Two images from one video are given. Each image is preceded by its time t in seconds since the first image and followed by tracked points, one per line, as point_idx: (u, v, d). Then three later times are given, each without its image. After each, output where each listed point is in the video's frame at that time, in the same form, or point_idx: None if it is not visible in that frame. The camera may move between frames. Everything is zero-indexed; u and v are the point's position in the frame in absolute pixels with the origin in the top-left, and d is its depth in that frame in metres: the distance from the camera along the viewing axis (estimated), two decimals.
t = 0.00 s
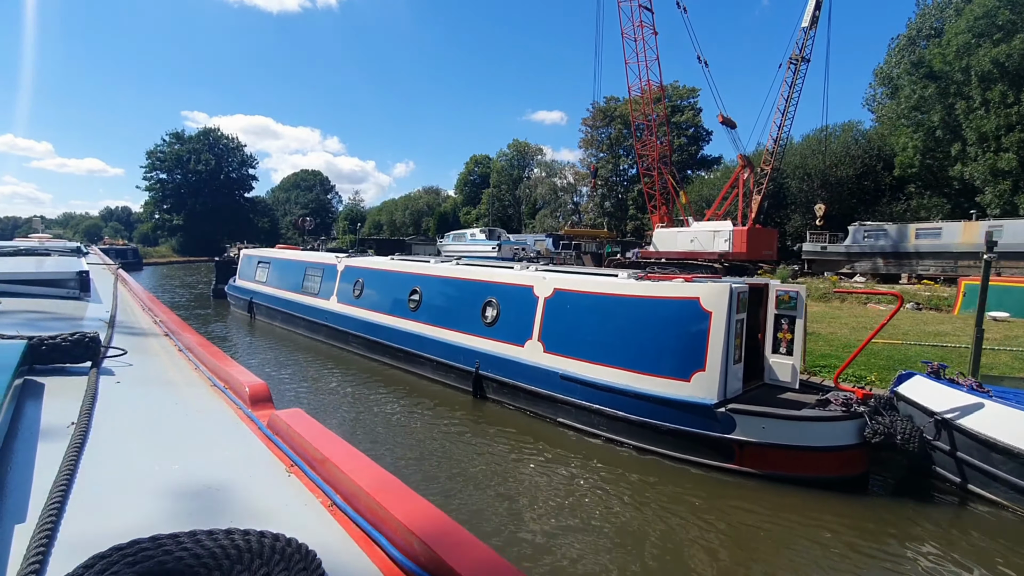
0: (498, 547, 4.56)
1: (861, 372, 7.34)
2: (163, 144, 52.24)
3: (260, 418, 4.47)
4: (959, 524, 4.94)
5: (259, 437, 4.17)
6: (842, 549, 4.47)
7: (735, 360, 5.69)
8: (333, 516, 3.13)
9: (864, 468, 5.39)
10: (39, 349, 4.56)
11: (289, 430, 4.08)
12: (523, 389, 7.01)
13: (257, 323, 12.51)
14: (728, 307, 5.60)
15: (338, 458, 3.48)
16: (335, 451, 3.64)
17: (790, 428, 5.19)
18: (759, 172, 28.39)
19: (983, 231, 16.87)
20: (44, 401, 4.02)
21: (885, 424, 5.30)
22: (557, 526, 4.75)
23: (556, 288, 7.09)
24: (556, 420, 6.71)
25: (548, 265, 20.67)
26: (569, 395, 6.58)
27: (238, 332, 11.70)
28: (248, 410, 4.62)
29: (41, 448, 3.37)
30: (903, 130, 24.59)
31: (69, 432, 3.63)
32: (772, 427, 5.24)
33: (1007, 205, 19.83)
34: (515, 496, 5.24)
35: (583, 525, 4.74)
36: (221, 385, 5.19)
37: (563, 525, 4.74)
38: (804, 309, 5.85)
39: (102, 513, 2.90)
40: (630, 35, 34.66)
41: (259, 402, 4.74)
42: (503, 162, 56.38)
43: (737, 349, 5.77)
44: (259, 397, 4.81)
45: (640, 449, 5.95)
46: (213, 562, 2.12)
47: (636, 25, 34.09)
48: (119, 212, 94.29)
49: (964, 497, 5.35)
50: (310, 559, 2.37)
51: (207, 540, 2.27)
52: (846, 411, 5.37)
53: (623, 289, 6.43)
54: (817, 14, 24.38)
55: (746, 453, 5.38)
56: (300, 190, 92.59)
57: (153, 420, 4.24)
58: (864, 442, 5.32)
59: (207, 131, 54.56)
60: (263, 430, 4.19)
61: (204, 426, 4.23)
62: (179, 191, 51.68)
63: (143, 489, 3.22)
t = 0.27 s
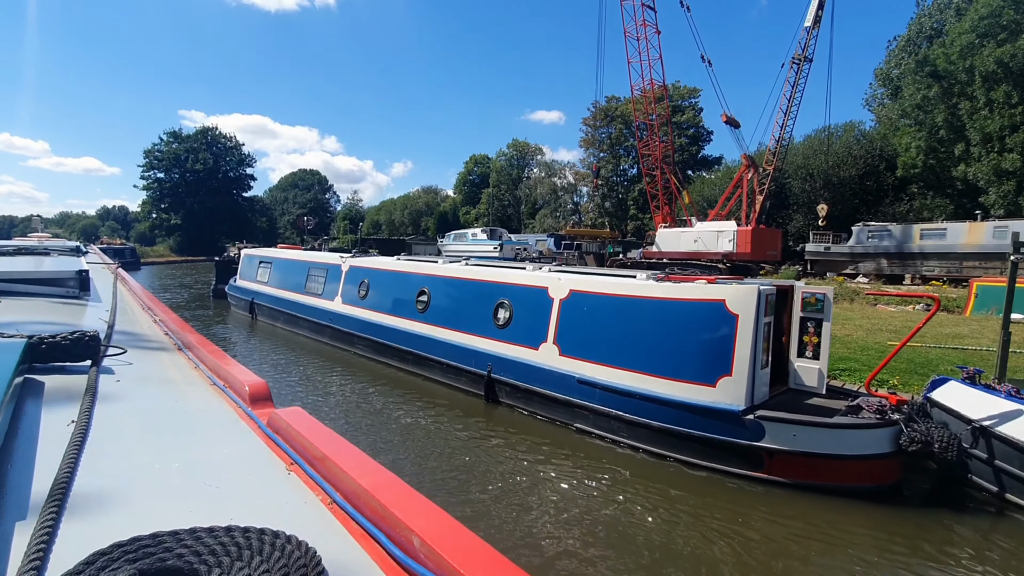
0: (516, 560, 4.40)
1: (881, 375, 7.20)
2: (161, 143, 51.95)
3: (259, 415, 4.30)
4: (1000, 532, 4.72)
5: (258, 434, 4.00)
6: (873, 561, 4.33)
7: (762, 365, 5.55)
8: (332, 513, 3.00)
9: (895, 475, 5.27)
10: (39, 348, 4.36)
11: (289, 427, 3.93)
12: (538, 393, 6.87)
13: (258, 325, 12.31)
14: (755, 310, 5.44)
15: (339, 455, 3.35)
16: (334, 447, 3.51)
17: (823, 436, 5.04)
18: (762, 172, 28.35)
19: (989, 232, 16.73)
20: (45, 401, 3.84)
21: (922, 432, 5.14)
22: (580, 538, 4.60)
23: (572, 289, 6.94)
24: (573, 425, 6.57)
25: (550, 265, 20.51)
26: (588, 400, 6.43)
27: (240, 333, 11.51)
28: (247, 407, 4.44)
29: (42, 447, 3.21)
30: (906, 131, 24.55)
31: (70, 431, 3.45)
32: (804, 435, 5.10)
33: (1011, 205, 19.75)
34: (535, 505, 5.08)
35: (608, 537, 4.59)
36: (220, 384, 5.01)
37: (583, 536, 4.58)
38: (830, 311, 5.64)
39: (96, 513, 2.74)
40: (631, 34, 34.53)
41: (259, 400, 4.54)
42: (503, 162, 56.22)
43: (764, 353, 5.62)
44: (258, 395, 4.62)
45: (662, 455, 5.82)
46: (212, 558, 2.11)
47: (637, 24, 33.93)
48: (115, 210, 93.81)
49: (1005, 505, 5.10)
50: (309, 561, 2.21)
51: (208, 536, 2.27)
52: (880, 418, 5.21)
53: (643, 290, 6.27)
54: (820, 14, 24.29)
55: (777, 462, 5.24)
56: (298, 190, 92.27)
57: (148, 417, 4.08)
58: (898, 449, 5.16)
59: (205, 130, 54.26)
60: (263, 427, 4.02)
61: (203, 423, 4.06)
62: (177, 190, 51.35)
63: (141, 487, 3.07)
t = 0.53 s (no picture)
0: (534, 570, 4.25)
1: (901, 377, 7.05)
2: (158, 142, 51.71)
3: (257, 413, 4.17)
4: None
5: (256, 432, 3.86)
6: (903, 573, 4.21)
7: (793, 370, 5.38)
8: (331, 514, 2.88)
9: (933, 488, 5.09)
10: (38, 348, 4.22)
11: (287, 427, 3.79)
12: (553, 398, 6.73)
13: (260, 326, 12.15)
14: (785, 313, 5.27)
15: (341, 454, 3.23)
16: (334, 445, 3.40)
17: (859, 444, 4.86)
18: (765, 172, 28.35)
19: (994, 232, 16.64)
20: (45, 400, 3.71)
21: (961, 439, 5.03)
22: (601, 549, 4.46)
23: (589, 289, 6.81)
24: (591, 431, 6.42)
25: (553, 265, 20.40)
26: (607, 405, 6.29)
27: (242, 334, 11.36)
28: (245, 405, 4.30)
29: (41, 446, 3.11)
30: (908, 131, 24.51)
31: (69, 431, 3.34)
32: (839, 443, 4.91)
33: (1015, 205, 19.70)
34: (553, 514, 4.94)
35: (629, 548, 4.45)
36: (220, 382, 4.85)
37: (602, 548, 4.44)
38: (860, 313, 5.40)
39: (94, 517, 2.61)
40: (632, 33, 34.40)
41: (257, 399, 4.38)
42: (502, 161, 56.13)
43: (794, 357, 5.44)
44: (258, 393, 4.48)
45: (685, 462, 5.67)
46: (213, 558, 2.08)
47: (639, 23, 33.80)
48: (112, 209, 93.42)
49: None
50: (309, 560, 2.16)
51: (209, 536, 2.22)
52: (918, 426, 5.03)
53: (662, 291, 6.15)
54: (822, 13, 24.23)
55: (809, 470, 5.06)
56: (296, 189, 92.07)
57: (144, 416, 3.93)
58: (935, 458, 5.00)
59: (203, 129, 54.01)
60: (261, 426, 3.88)
61: (200, 422, 3.92)
62: (175, 189, 51.10)
63: (138, 486, 2.96)
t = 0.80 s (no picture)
0: None
1: (922, 381, 6.91)
2: (155, 142, 51.42)
3: (257, 413, 4.02)
4: None
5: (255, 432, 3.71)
6: None
7: (824, 374, 5.19)
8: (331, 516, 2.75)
9: (972, 496, 4.90)
10: (37, 349, 4.03)
11: (286, 427, 3.63)
12: (570, 403, 6.60)
13: (262, 327, 11.98)
14: (819, 317, 5.13)
15: (340, 454, 3.07)
16: (334, 443, 3.26)
17: (897, 452, 4.69)
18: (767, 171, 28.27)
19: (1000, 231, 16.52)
20: (45, 401, 3.56)
21: (1003, 447, 4.79)
22: (628, 562, 4.31)
23: (607, 291, 6.69)
24: (610, 438, 6.29)
25: (555, 264, 20.26)
26: (626, 409, 6.16)
27: (244, 336, 11.19)
28: (243, 406, 4.13)
29: (41, 447, 2.98)
30: (910, 130, 24.45)
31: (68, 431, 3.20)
32: (875, 451, 4.75)
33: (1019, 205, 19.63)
34: (575, 524, 4.80)
35: (652, 560, 4.30)
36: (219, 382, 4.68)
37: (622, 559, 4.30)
38: (888, 318, 5.27)
39: (93, 515, 2.49)
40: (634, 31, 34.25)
41: (257, 400, 4.19)
42: (502, 161, 55.98)
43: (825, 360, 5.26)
44: (257, 393, 4.29)
45: (710, 471, 5.53)
46: (212, 559, 1.98)
47: (640, 22, 33.63)
48: (108, 210, 92.95)
49: None
50: (308, 562, 2.04)
51: (207, 538, 2.12)
52: (959, 432, 4.84)
53: (684, 293, 6.03)
54: (825, 12, 24.14)
55: (844, 481, 4.90)
56: (294, 189, 91.75)
57: (141, 415, 3.79)
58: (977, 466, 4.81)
59: (201, 128, 53.77)
60: (260, 426, 3.73)
61: (198, 422, 3.77)
62: (173, 189, 50.87)
63: (137, 487, 2.83)
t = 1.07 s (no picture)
0: None
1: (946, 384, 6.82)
2: (153, 141, 51.17)
3: (260, 413, 3.85)
4: None
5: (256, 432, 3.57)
6: None
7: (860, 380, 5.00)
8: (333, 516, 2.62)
9: (1013, 508, 4.77)
10: (37, 349, 3.86)
11: (288, 427, 3.50)
12: (588, 407, 6.51)
13: (265, 328, 11.81)
14: (855, 318, 4.94)
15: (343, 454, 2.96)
16: (338, 443, 3.14)
17: (939, 462, 4.55)
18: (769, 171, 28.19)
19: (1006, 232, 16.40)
20: (45, 401, 3.41)
21: None
22: None
23: (627, 292, 6.58)
24: (632, 445, 6.18)
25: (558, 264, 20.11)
26: (648, 415, 6.04)
27: (247, 337, 11.02)
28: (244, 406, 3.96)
29: (41, 448, 2.83)
30: (912, 131, 24.40)
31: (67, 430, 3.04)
32: (916, 461, 4.61)
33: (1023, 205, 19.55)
34: (598, 536, 4.65)
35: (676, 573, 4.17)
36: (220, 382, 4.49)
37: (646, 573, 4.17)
38: (926, 319, 5.02)
39: (93, 518, 2.37)
40: (636, 30, 34.11)
41: (258, 399, 3.99)
42: (501, 161, 55.85)
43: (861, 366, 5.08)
44: (259, 393, 4.08)
45: (740, 481, 5.42)
46: (216, 561, 1.89)
47: (642, 21, 33.51)
48: (105, 209, 92.41)
49: None
50: (311, 561, 1.97)
51: (211, 538, 2.02)
52: (1003, 440, 4.68)
53: (708, 294, 5.89)
54: (828, 11, 24.05)
55: (882, 491, 4.76)
56: (292, 189, 91.49)
57: (139, 412, 3.65)
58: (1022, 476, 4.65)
59: (199, 127, 53.55)
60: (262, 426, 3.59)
61: (198, 421, 3.63)
62: (171, 189, 50.65)
63: (137, 485, 2.69)
